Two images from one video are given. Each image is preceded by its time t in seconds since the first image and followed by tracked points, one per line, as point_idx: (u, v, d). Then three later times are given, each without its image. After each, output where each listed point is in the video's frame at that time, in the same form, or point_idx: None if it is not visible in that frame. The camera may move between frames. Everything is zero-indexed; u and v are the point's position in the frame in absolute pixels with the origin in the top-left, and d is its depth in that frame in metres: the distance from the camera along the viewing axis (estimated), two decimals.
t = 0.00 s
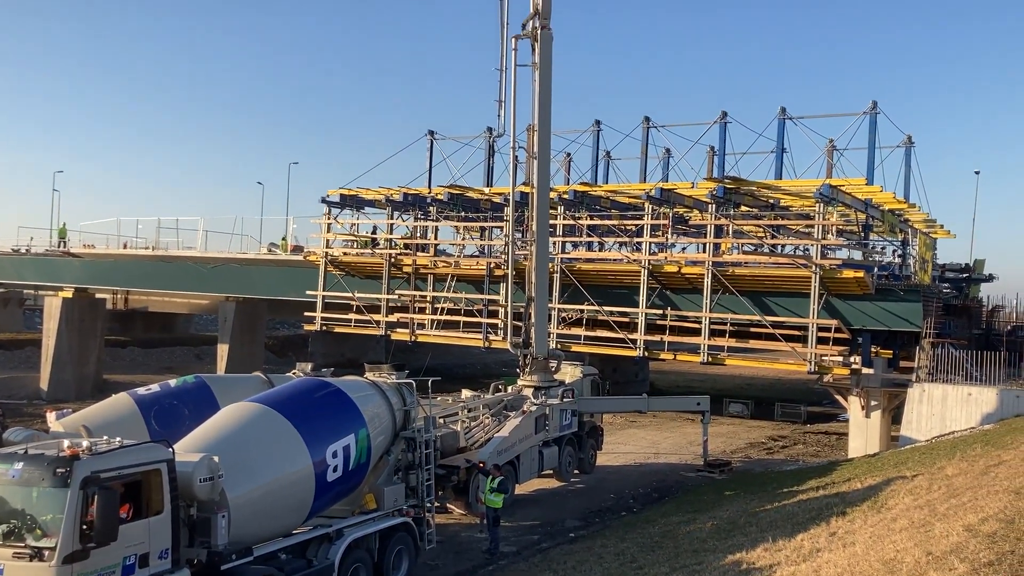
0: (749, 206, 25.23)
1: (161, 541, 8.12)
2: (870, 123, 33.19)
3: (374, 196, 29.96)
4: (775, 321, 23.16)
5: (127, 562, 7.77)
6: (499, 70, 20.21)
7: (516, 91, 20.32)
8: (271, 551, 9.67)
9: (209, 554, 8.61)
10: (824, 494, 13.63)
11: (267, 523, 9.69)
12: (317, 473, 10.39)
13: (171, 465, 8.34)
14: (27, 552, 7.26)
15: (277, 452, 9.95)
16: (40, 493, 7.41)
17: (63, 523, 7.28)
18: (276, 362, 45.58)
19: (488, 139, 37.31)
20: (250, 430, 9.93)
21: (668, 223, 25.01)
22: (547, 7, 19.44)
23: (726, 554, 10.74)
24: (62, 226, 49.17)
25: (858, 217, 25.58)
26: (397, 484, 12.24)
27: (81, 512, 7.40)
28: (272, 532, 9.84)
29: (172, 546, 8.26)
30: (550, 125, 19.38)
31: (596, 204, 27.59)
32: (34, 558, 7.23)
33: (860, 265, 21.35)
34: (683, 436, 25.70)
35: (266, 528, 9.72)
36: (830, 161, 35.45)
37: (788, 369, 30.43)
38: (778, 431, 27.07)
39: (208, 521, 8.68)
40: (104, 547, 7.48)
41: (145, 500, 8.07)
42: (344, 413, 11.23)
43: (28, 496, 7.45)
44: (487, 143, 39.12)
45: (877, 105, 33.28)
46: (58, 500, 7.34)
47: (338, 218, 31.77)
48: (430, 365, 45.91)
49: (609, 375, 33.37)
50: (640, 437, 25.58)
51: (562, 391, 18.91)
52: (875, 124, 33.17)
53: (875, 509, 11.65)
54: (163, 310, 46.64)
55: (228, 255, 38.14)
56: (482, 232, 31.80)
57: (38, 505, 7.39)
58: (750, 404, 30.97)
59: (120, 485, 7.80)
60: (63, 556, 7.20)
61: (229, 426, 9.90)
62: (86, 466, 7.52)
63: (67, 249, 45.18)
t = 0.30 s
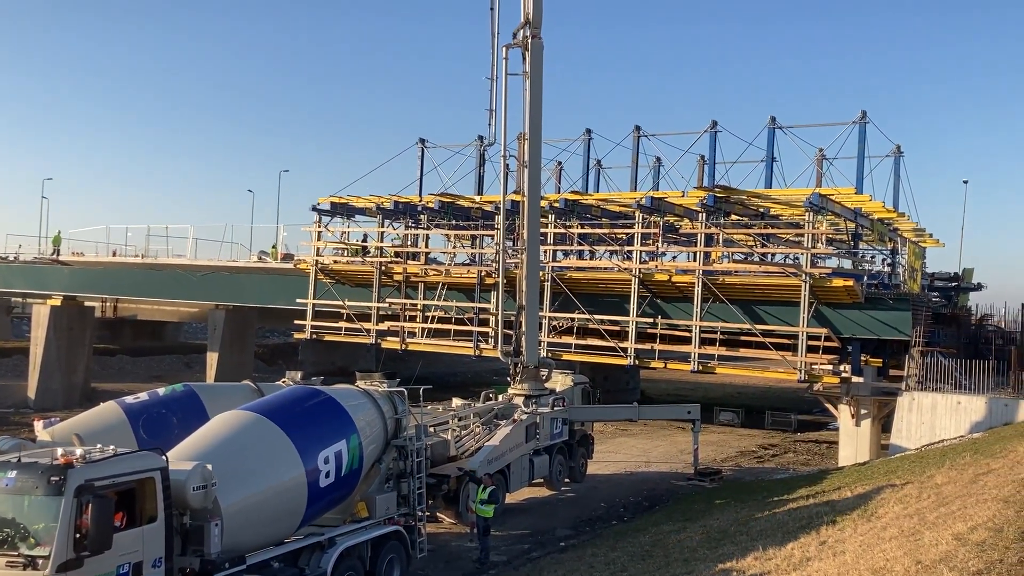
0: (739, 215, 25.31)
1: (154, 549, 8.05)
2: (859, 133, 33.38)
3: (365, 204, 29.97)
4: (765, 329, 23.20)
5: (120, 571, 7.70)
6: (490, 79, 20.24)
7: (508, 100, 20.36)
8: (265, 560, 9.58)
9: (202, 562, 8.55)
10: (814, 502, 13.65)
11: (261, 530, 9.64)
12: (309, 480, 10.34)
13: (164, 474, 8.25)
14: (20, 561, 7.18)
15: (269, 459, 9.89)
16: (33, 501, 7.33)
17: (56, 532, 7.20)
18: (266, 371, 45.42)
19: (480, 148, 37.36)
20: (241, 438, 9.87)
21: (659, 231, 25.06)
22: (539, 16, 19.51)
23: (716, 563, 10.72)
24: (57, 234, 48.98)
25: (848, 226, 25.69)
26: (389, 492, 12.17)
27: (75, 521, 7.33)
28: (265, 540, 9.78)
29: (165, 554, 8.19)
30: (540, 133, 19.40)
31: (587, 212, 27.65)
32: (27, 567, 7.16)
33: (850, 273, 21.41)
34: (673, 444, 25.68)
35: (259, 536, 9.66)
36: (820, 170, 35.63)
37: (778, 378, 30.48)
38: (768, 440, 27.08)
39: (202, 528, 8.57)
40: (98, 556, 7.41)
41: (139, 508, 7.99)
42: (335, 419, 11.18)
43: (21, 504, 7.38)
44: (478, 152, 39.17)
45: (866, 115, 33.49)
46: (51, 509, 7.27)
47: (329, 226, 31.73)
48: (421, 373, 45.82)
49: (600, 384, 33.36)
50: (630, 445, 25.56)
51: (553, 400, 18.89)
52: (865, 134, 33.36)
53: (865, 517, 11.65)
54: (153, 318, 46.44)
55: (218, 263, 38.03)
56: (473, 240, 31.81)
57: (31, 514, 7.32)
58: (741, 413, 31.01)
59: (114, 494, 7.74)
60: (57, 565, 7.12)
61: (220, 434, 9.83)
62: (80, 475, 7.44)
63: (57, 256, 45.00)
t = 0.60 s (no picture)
0: (729, 226, 25.41)
1: (150, 559, 8.02)
2: (848, 145, 33.56)
3: (356, 214, 29.95)
4: (755, 339, 23.26)
5: None
6: (480, 90, 20.28)
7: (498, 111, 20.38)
8: (259, 570, 9.51)
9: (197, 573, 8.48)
10: (804, 512, 13.68)
11: (255, 540, 9.59)
12: (303, 489, 10.29)
13: (160, 483, 8.23)
14: (15, 571, 7.08)
15: (262, 468, 9.85)
16: (30, 511, 7.26)
17: (52, 542, 7.14)
18: (256, 380, 45.27)
19: (470, 158, 37.40)
20: (233, 448, 9.82)
21: (649, 241, 25.12)
22: (529, 27, 19.58)
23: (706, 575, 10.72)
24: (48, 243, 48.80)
25: (837, 237, 25.80)
26: (381, 501, 12.10)
27: (72, 530, 7.29)
28: (260, 549, 9.73)
29: (161, 565, 8.15)
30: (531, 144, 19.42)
31: (577, 223, 27.70)
32: None
33: (840, 284, 21.48)
34: (664, 455, 25.69)
35: (254, 545, 9.62)
36: (809, 181, 35.80)
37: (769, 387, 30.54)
38: (759, 450, 27.12)
39: (197, 538, 8.52)
40: (94, 566, 7.32)
41: (135, 517, 7.96)
42: (325, 426, 11.15)
43: (18, 514, 7.31)
44: (469, 161, 39.19)
45: (855, 127, 33.68)
46: (48, 518, 7.22)
47: (320, 235, 31.68)
48: (411, 383, 45.73)
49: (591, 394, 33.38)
50: (621, 455, 25.55)
51: (543, 410, 18.89)
52: (854, 145, 33.54)
53: (854, 528, 11.67)
54: (142, 327, 46.23)
55: (208, 272, 37.90)
56: (464, 250, 31.82)
57: (28, 524, 7.25)
58: (731, 423, 31.04)
59: (111, 503, 7.69)
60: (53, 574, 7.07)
61: (213, 444, 9.79)
62: (77, 484, 7.40)
63: (46, 266, 44.81)
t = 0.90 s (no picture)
0: (720, 235, 25.47)
1: (148, 568, 7.91)
2: (839, 155, 33.72)
3: (348, 223, 29.91)
4: (746, 349, 23.30)
5: None
6: (473, 100, 20.31)
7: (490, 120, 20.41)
8: None
9: None
10: (795, 522, 13.69)
11: (252, 548, 9.54)
12: (298, 496, 10.24)
13: (158, 492, 8.14)
14: None
15: (256, 476, 9.79)
16: (29, 520, 7.20)
17: (51, 551, 7.07)
18: (246, 390, 45.09)
19: (463, 167, 37.43)
20: (227, 457, 9.76)
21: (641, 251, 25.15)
22: (522, 37, 19.62)
23: None
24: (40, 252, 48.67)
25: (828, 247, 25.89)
26: (374, 511, 12.03)
27: (70, 539, 7.21)
28: (256, 558, 9.67)
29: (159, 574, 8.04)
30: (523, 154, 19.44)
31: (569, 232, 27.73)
32: None
33: (831, 293, 21.54)
34: (656, 464, 25.67)
35: (251, 554, 9.56)
36: (800, 191, 35.93)
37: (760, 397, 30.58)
38: (751, 460, 27.12)
39: (193, 547, 8.39)
40: None
41: (133, 526, 7.88)
42: (318, 433, 11.10)
43: (16, 524, 7.24)
44: (462, 171, 39.22)
45: (845, 137, 33.85)
46: (46, 527, 7.15)
47: (312, 244, 31.62)
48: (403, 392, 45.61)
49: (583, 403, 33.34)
50: (613, 465, 25.52)
51: (535, 419, 18.86)
52: (844, 156, 33.70)
53: (846, 538, 11.68)
54: (133, 336, 46.02)
55: (199, 281, 37.78)
56: (456, 259, 31.81)
57: (27, 533, 7.18)
58: (723, 432, 31.03)
59: (109, 512, 7.61)
60: None
61: (206, 453, 9.73)
62: (76, 492, 7.33)
63: (35, 275, 44.60)
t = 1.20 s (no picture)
0: (712, 245, 25.53)
1: None
2: (830, 165, 33.90)
3: (340, 232, 29.88)
4: (739, 358, 23.32)
5: None
6: (466, 110, 20.36)
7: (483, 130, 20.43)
8: None
9: None
10: (788, 532, 13.70)
11: (247, 557, 9.49)
12: (292, 504, 10.19)
13: (154, 501, 8.08)
14: None
15: (250, 485, 9.75)
16: (25, 531, 7.14)
17: (47, 560, 7.01)
18: (238, 400, 44.90)
19: (456, 177, 37.48)
20: (220, 466, 9.72)
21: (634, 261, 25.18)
22: (514, 48, 19.69)
23: None
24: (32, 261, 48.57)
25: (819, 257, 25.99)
26: (368, 521, 11.99)
27: (66, 549, 7.14)
28: (251, 566, 9.63)
29: None
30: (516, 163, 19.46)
31: (562, 241, 27.75)
32: None
33: (823, 303, 21.59)
34: (649, 474, 25.63)
35: (246, 563, 9.52)
36: (791, 201, 36.08)
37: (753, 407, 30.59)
38: (744, 469, 27.11)
39: (188, 558, 8.29)
40: None
41: (129, 535, 7.80)
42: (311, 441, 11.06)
43: (12, 534, 7.18)
44: (455, 181, 39.28)
45: (837, 148, 34.03)
46: (43, 538, 7.09)
47: (305, 252, 31.57)
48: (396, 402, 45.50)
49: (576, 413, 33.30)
50: (606, 475, 25.48)
51: (528, 429, 18.83)
52: (836, 166, 33.86)
53: (838, 548, 11.68)
54: (124, 346, 45.82)
55: (191, 291, 37.67)
56: (449, 269, 31.79)
57: (23, 543, 7.12)
58: (716, 442, 31.02)
59: (105, 522, 7.55)
60: None
61: (199, 463, 9.68)
62: (73, 502, 7.26)
63: (26, 284, 44.42)
